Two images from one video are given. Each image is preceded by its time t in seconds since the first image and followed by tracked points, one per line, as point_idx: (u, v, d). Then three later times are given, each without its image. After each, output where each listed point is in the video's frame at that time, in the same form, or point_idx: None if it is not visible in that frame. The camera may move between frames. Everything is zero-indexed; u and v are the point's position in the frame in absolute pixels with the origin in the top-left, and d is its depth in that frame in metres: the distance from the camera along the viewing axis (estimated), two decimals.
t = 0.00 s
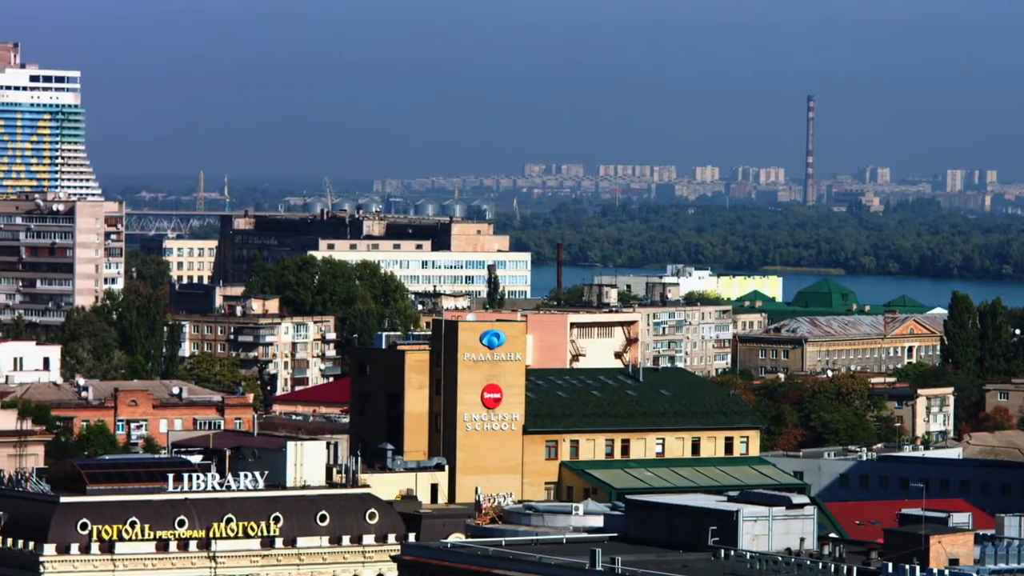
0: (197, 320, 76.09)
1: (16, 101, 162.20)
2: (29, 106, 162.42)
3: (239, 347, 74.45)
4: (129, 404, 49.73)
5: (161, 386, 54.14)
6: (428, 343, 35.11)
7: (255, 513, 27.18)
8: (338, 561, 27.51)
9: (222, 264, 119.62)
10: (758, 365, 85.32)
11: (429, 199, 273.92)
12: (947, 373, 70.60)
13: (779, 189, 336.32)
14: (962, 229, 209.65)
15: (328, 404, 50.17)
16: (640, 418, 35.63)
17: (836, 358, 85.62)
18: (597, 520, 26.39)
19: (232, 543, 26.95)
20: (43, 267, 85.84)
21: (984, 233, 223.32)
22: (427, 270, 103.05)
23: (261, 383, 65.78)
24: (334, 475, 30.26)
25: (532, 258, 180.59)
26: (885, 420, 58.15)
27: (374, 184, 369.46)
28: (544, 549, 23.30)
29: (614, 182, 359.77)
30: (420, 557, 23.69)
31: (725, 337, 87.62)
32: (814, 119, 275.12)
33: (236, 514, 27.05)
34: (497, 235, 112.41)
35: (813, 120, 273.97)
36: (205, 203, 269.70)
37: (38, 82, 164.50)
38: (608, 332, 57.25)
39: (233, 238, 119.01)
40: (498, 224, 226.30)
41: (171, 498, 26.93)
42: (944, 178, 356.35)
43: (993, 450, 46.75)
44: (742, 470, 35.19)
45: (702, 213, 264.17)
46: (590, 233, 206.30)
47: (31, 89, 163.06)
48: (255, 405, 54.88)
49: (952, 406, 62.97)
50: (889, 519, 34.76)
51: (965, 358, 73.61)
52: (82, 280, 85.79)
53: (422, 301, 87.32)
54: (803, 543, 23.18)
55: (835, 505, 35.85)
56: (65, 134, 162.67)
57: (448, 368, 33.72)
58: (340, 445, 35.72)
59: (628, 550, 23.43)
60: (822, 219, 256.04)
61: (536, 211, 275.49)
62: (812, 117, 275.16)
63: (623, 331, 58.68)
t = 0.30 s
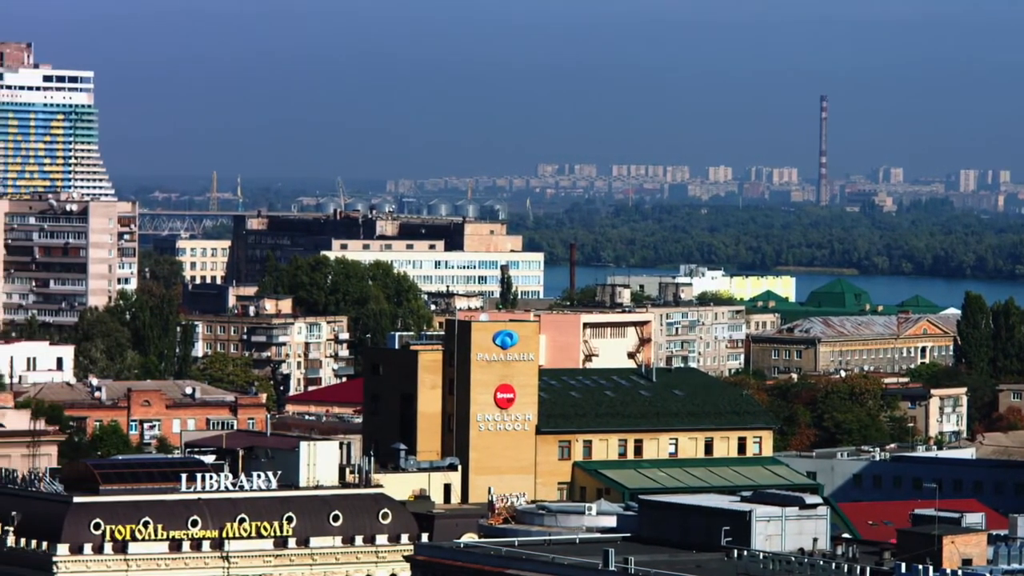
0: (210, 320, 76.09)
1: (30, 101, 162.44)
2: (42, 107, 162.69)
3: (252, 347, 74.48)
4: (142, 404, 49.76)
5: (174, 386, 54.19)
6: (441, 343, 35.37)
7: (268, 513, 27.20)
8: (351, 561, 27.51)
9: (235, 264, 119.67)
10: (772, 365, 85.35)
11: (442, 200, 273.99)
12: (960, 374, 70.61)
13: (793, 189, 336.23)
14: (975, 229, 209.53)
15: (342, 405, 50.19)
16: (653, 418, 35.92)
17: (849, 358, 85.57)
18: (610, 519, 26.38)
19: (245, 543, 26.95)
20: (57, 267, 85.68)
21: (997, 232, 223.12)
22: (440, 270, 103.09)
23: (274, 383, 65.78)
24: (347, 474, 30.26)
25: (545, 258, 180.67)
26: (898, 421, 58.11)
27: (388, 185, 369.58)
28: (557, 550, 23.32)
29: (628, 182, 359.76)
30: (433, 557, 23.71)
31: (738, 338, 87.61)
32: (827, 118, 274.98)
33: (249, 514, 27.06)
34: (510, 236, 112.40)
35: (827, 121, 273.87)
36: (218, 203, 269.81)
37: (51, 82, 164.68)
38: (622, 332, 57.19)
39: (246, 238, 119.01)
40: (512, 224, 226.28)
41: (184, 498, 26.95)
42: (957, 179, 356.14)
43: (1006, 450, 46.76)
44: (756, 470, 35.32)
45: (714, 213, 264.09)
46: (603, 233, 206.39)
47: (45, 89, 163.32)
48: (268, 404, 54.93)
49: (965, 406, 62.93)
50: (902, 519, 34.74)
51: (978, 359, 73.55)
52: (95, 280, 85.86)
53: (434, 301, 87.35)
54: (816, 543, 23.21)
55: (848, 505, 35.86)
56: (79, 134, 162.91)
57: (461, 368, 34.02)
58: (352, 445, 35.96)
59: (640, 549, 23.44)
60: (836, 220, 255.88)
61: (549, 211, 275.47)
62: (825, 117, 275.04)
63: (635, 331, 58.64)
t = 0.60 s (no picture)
0: (221, 320, 76.10)
1: (41, 102, 162.62)
2: (53, 107, 162.71)
3: (262, 347, 74.56)
4: (154, 404, 49.81)
5: (185, 386, 54.24)
6: (452, 343, 35.43)
7: (279, 513, 27.22)
8: (362, 561, 27.52)
9: (246, 264, 119.76)
10: (783, 365, 85.41)
11: (453, 200, 273.97)
12: (971, 373, 70.65)
13: (804, 189, 336.15)
14: (986, 229, 209.35)
15: (353, 405, 50.19)
16: (664, 418, 35.97)
17: (861, 358, 85.56)
18: (621, 520, 26.38)
19: (256, 543, 26.97)
20: (67, 267, 85.63)
21: (1008, 233, 222.93)
22: (451, 270, 103.15)
23: (285, 384, 65.81)
24: (358, 475, 30.27)
25: (556, 258, 180.77)
26: (909, 421, 58.08)
27: (399, 185, 369.71)
28: (567, 549, 23.33)
29: (639, 182, 359.78)
30: (444, 557, 23.72)
31: (749, 338, 87.60)
32: (839, 119, 274.87)
33: (260, 514, 27.08)
34: (521, 236, 112.40)
35: (838, 121, 273.77)
36: (230, 203, 269.94)
37: (63, 82, 164.82)
38: (633, 332, 57.19)
39: (257, 238, 119.08)
40: (523, 224, 226.26)
41: (195, 499, 26.96)
42: (969, 179, 355.95)
43: (1017, 450, 46.77)
44: (767, 471, 35.36)
45: (726, 214, 263.97)
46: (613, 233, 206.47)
47: (55, 89, 163.52)
48: (279, 404, 54.95)
49: (976, 406, 62.90)
50: (914, 519, 34.76)
51: (989, 358, 73.50)
52: (106, 281, 85.83)
53: (445, 301, 87.36)
54: (828, 543, 23.23)
55: (860, 505, 35.87)
56: (90, 134, 163.01)
57: (472, 368, 34.07)
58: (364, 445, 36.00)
59: (651, 549, 23.46)
60: (847, 220, 255.72)
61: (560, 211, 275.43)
62: (836, 117, 274.92)
63: (647, 332, 58.65)
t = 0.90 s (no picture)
0: (234, 320, 76.06)
1: (54, 102, 162.79)
2: (67, 107, 162.68)
3: (275, 347, 74.54)
4: (167, 404, 49.84)
5: (199, 386, 54.28)
6: (465, 343, 35.44)
7: (293, 513, 27.24)
8: (375, 561, 27.53)
9: (259, 265, 119.84)
10: (796, 366, 85.47)
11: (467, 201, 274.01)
12: (985, 373, 70.67)
13: (817, 189, 336.05)
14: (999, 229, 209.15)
15: (366, 405, 50.20)
16: (677, 419, 35.98)
17: (874, 358, 85.57)
18: (634, 520, 26.38)
19: (270, 543, 26.99)
20: (80, 267, 85.63)
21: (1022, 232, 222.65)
22: (464, 270, 103.15)
23: (297, 383, 65.80)
24: (372, 475, 30.29)
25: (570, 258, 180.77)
26: (922, 421, 58.02)
27: (412, 185, 369.89)
28: (581, 550, 23.32)
29: (652, 183, 359.77)
30: (458, 557, 23.71)
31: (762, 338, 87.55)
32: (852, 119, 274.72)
33: (274, 514, 27.11)
34: (534, 236, 112.40)
35: (851, 120, 273.61)
36: (243, 203, 270.09)
37: (76, 82, 164.96)
38: (646, 332, 57.19)
39: (270, 239, 119.13)
40: (536, 224, 226.22)
41: (209, 498, 26.99)
42: (982, 180, 355.70)
43: None
44: (781, 471, 35.38)
45: (739, 213, 263.83)
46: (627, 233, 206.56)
47: (68, 90, 163.73)
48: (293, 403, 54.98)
49: (990, 406, 62.84)
50: (929, 519, 34.76)
51: (1003, 358, 73.43)
52: (120, 281, 85.81)
53: (459, 301, 87.38)
54: (841, 543, 23.22)
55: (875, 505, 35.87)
56: (103, 134, 163.15)
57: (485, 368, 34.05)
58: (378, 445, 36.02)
59: (665, 550, 23.44)
60: (861, 220, 255.46)
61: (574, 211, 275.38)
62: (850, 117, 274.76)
63: (660, 331, 58.64)
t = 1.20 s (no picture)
0: (246, 320, 76.07)
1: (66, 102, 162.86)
2: (78, 107, 162.76)
3: (288, 348, 74.61)
4: (179, 404, 49.85)
5: (211, 386, 54.33)
6: (477, 342, 35.48)
7: (304, 514, 27.25)
8: (387, 561, 27.54)
9: (270, 265, 119.86)
10: (808, 366, 85.48)
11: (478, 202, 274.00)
12: (997, 373, 70.64)
13: (828, 189, 335.95)
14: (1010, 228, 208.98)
15: (377, 405, 50.19)
16: (687, 419, 35.99)
17: (886, 358, 85.55)
18: (645, 520, 26.37)
19: (281, 543, 27.01)
20: (92, 267, 85.58)
21: None
22: (475, 270, 103.14)
23: (309, 383, 65.81)
24: (383, 475, 30.30)
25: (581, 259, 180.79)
26: (934, 421, 57.96)
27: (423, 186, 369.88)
28: (593, 550, 23.33)
29: (664, 183, 359.79)
30: (469, 557, 23.71)
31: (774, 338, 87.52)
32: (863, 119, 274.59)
33: (285, 515, 27.12)
34: (546, 236, 112.37)
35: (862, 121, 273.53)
36: (254, 203, 270.16)
37: (87, 82, 165.12)
38: (658, 332, 57.16)
39: (281, 239, 119.14)
40: (548, 225, 226.18)
41: (221, 499, 26.99)
42: (993, 180, 355.49)
43: None
44: (791, 471, 35.43)
45: (751, 214, 263.67)
46: (638, 233, 206.69)
47: (80, 90, 164.14)
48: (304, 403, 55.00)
49: (1001, 407, 62.78)
50: (940, 519, 34.70)
51: (1016, 356, 73.37)
52: (131, 281, 85.75)
53: (469, 301, 87.37)
54: (852, 543, 23.23)
55: (886, 506, 35.86)
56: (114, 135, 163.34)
57: (497, 368, 34.08)
58: (389, 446, 36.09)
59: (676, 550, 23.44)
60: (872, 220, 255.23)
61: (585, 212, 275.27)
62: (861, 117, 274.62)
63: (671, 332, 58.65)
